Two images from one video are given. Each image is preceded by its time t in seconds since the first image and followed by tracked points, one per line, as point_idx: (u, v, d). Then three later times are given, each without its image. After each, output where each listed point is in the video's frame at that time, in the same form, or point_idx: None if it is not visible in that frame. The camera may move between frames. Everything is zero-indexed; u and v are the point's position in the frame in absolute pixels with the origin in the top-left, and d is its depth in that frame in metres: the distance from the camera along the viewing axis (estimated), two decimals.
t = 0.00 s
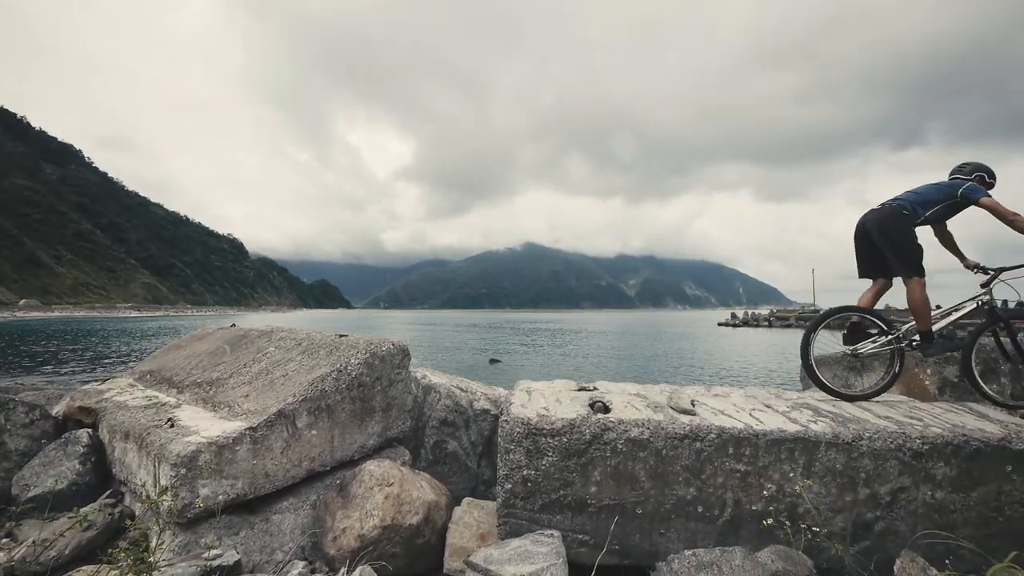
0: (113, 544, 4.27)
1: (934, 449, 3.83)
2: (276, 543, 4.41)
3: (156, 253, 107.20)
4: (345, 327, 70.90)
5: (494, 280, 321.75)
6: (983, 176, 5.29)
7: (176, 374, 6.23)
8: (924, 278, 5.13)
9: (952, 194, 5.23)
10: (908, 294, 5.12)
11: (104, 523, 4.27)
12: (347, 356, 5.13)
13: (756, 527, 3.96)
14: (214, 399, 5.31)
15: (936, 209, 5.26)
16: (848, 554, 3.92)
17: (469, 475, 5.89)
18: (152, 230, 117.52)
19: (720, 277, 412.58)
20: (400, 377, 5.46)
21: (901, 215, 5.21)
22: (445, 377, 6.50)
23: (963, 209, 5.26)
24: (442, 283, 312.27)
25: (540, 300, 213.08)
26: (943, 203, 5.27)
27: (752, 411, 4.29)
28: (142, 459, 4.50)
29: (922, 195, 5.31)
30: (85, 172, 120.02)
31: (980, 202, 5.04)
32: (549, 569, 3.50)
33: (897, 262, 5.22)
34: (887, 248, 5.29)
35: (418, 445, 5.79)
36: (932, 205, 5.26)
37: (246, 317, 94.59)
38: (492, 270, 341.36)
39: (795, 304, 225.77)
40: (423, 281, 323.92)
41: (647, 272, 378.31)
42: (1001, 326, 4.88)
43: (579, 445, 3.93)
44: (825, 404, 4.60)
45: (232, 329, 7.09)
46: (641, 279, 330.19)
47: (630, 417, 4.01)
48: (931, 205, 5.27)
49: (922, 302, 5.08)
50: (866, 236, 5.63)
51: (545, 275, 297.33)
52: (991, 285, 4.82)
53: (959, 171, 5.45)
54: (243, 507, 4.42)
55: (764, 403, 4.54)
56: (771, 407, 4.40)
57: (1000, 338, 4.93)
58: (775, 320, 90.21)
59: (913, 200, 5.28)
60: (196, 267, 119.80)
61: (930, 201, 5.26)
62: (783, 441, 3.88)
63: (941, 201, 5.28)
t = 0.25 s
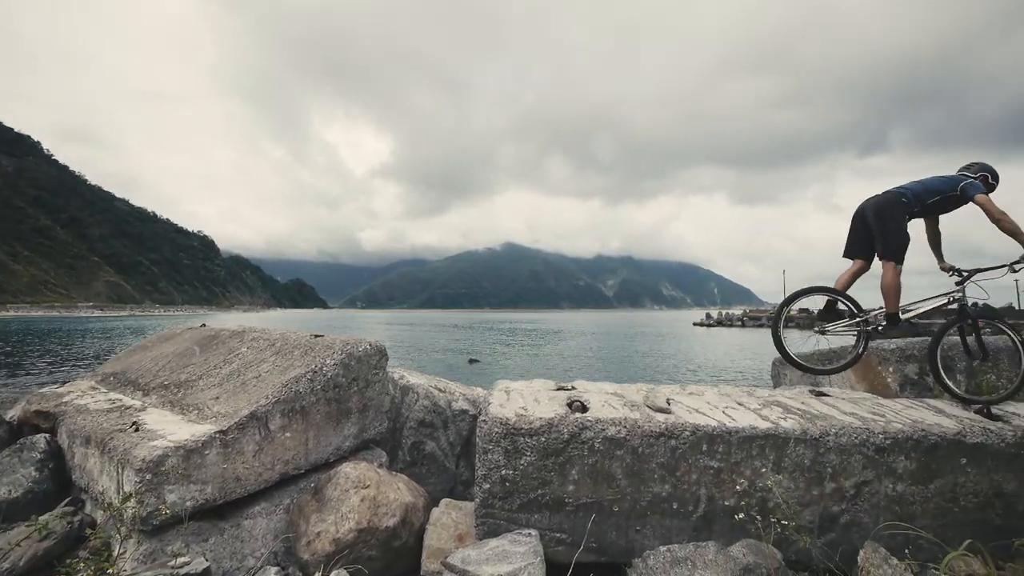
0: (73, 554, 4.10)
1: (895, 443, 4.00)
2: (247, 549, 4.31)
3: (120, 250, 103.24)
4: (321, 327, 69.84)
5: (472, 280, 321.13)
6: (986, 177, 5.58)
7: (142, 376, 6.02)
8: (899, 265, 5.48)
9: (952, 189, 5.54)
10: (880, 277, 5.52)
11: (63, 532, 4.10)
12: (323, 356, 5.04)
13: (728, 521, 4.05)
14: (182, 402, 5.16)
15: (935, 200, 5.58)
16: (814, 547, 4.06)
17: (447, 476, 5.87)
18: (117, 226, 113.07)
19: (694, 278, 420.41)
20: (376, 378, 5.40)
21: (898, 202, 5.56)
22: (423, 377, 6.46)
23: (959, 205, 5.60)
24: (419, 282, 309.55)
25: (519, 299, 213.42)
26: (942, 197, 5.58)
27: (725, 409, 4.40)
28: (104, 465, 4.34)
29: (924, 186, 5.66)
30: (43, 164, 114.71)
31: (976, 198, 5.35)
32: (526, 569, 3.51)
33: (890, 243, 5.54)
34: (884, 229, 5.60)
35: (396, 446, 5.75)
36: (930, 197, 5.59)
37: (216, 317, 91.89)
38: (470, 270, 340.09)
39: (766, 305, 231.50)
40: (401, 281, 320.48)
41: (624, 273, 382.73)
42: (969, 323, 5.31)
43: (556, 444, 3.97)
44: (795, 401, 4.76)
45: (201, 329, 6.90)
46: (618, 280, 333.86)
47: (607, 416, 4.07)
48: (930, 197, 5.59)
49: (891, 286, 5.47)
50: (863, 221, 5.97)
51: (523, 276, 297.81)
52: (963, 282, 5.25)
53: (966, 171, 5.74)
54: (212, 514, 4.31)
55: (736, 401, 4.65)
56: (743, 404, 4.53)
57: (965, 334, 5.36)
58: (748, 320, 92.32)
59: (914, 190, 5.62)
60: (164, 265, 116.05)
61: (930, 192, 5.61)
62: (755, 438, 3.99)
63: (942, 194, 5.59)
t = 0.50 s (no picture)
0: (32, 564, 3.94)
1: (861, 439, 4.14)
2: (219, 556, 4.21)
3: (84, 248, 99.23)
4: (297, 328, 68.48)
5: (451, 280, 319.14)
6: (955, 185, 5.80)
7: (107, 378, 5.82)
8: (881, 261, 5.67)
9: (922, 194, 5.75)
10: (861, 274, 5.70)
11: (23, 541, 3.93)
12: (299, 357, 4.95)
13: (704, 518, 4.14)
14: (150, 404, 5.01)
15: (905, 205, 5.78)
16: (785, 540, 4.19)
17: (426, 476, 5.83)
18: (81, 223, 108.63)
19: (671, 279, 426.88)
20: (354, 379, 5.33)
21: (871, 204, 5.77)
22: (402, 377, 6.40)
23: (926, 210, 5.82)
24: (398, 283, 306.21)
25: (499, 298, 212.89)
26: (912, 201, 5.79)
27: (700, 407, 4.49)
28: (68, 469, 4.18)
29: (896, 189, 5.86)
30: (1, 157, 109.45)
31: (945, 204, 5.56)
32: (506, 569, 3.52)
33: (864, 241, 5.77)
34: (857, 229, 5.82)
35: (374, 448, 5.69)
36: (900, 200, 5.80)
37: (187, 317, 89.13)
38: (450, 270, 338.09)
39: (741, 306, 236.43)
40: (379, 281, 316.49)
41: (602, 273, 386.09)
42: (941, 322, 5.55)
43: (535, 444, 3.99)
44: (767, 399, 4.89)
45: (170, 330, 6.70)
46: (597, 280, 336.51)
47: (586, 416, 4.10)
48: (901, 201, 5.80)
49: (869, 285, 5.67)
50: (838, 221, 6.18)
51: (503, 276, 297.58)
52: (934, 285, 5.46)
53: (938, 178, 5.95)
54: (182, 519, 4.19)
55: (711, 399, 4.75)
56: (718, 403, 4.63)
57: (938, 334, 5.63)
58: (723, 320, 93.99)
59: (887, 193, 5.82)
60: (131, 264, 111.94)
61: (901, 195, 5.81)
62: (730, 435, 4.08)
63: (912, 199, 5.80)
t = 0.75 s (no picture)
0: None
1: (837, 436, 4.25)
2: (197, 560, 4.12)
3: (54, 245, 95.99)
4: (278, 327, 67.31)
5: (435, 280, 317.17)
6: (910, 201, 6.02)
7: (77, 380, 5.64)
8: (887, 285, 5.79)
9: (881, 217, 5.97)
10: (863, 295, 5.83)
11: None
12: (279, 358, 4.88)
13: (686, 514, 4.20)
14: (124, 406, 4.87)
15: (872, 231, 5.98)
16: (763, 536, 4.28)
17: (409, 477, 5.79)
18: (50, 219, 105.04)
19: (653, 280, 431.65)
20: (336, 380, 5.27)
21: (841, 241, 5.97)
22: (384, 378, 6.34)
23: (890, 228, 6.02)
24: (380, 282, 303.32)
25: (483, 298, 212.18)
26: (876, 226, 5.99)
27: (681, 406, 4.55)
28: (35, 475, 4.05)
29: (858, 220, 6.07)
30: None
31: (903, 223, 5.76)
32: (489, 569, 3.52)
33: (850, 276, 5.94)
34: (841, 268, 6.00)
35: (356, 450, 5.63)
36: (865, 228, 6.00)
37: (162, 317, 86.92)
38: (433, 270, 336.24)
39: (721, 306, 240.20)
40: (361, 280, 313.03)
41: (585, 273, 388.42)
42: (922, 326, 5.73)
43: (519, 443, 3.99)
44: (747, 398, 4.98)
45: (144, 330, 6.53)
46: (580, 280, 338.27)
47: (569, 415, 4.13)
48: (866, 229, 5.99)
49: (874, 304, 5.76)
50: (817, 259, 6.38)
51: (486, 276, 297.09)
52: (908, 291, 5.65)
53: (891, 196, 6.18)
54: (156, 524, 4.09)
55: (692, 398, 4.82)
56: (699, 401, 4.70)
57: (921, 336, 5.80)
58: (704, 320, 95.25)
59: (850, 226, 6.04)
60: (103, 262, 108.43)
61: (864, 224, 6.00)
62: (711, 434, 4.15)
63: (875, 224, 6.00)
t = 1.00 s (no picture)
0: None
1: (813, 433, 4.36)
2: (170, 568, 4.02)
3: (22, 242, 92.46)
4: (257, 327, 66.04)
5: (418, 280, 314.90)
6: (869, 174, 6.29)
7: (45, 382, 5.45)
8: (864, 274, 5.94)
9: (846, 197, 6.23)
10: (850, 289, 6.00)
11: None
12: (257, 359, 4.79)
13: (666, 512, 4.26)
14: (94, 409, 4.73)
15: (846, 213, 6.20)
16: (741, 532, 4.36)
17: (390, 479, 5.74)
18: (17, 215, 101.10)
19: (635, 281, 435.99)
20: (317, 380, 5.20)
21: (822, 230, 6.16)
22: (367, 378, 6.28)
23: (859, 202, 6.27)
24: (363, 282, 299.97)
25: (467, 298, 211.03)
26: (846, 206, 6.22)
27: (663, 405, 4.61)
28: None
29: (826, 206, 6.33)
30: None
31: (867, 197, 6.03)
32: (471, 569, 3.51)
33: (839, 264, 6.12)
34: (828, 256, 6.17)
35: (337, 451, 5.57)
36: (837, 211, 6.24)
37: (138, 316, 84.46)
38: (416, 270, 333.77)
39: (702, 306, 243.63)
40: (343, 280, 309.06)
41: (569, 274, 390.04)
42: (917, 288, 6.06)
43: (502, 443, 4.00)
44: (727, 396, 5.07)
45: (117, 330, 6.36)
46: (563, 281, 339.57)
47: (553, 414, 4.15)
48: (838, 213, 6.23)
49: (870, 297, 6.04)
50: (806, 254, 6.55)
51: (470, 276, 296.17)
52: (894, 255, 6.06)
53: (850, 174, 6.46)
54: (127, 530, 3.97)
55: (674, 397, 4.89)
56: (680, 400, 4.77)
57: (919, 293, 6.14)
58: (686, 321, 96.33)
59: (823, 215, 6.27)
60: (72, 260, 104.59)
61: (835, 208, 6.25)
62: (691, 432, 4.22)
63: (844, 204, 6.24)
